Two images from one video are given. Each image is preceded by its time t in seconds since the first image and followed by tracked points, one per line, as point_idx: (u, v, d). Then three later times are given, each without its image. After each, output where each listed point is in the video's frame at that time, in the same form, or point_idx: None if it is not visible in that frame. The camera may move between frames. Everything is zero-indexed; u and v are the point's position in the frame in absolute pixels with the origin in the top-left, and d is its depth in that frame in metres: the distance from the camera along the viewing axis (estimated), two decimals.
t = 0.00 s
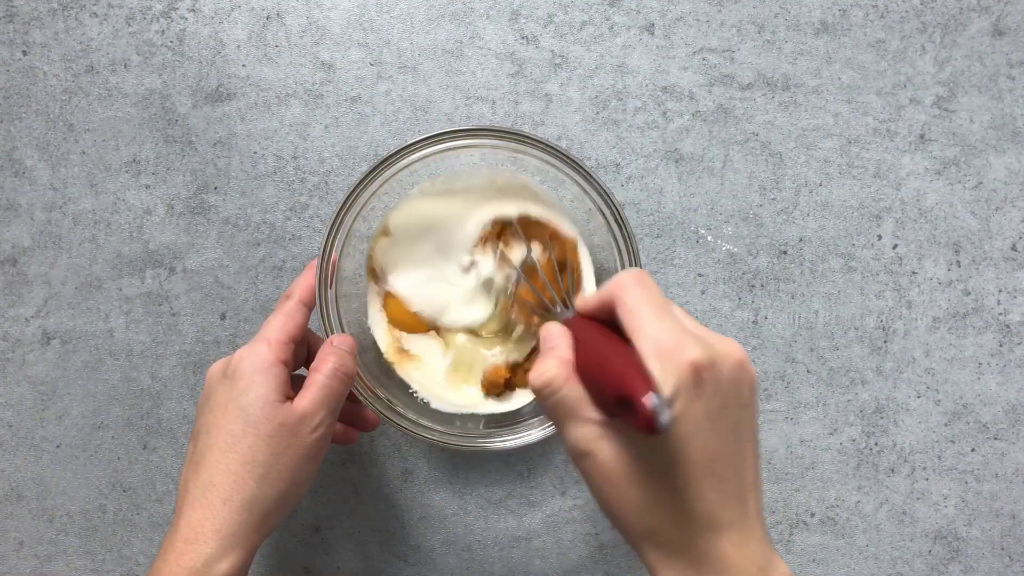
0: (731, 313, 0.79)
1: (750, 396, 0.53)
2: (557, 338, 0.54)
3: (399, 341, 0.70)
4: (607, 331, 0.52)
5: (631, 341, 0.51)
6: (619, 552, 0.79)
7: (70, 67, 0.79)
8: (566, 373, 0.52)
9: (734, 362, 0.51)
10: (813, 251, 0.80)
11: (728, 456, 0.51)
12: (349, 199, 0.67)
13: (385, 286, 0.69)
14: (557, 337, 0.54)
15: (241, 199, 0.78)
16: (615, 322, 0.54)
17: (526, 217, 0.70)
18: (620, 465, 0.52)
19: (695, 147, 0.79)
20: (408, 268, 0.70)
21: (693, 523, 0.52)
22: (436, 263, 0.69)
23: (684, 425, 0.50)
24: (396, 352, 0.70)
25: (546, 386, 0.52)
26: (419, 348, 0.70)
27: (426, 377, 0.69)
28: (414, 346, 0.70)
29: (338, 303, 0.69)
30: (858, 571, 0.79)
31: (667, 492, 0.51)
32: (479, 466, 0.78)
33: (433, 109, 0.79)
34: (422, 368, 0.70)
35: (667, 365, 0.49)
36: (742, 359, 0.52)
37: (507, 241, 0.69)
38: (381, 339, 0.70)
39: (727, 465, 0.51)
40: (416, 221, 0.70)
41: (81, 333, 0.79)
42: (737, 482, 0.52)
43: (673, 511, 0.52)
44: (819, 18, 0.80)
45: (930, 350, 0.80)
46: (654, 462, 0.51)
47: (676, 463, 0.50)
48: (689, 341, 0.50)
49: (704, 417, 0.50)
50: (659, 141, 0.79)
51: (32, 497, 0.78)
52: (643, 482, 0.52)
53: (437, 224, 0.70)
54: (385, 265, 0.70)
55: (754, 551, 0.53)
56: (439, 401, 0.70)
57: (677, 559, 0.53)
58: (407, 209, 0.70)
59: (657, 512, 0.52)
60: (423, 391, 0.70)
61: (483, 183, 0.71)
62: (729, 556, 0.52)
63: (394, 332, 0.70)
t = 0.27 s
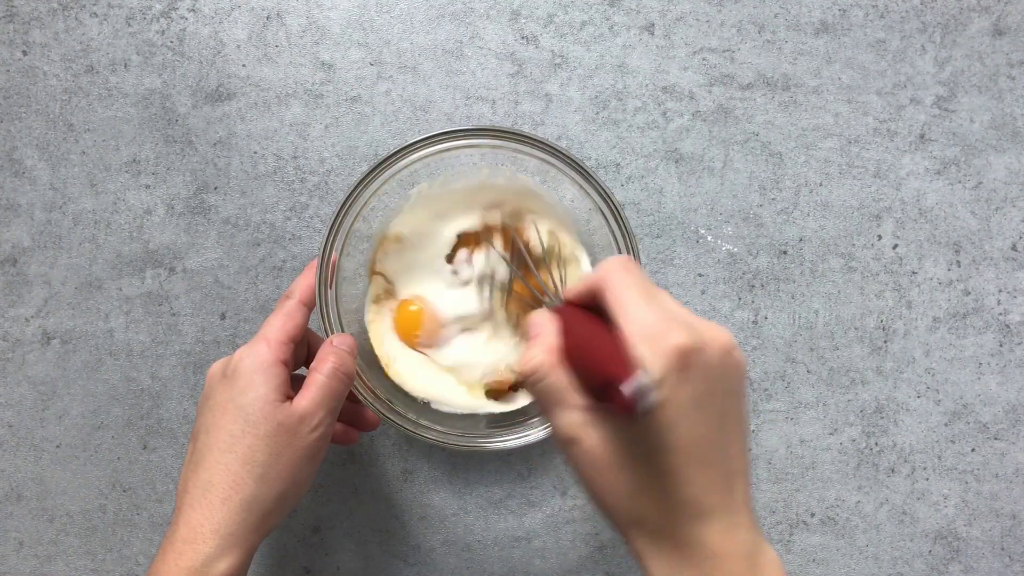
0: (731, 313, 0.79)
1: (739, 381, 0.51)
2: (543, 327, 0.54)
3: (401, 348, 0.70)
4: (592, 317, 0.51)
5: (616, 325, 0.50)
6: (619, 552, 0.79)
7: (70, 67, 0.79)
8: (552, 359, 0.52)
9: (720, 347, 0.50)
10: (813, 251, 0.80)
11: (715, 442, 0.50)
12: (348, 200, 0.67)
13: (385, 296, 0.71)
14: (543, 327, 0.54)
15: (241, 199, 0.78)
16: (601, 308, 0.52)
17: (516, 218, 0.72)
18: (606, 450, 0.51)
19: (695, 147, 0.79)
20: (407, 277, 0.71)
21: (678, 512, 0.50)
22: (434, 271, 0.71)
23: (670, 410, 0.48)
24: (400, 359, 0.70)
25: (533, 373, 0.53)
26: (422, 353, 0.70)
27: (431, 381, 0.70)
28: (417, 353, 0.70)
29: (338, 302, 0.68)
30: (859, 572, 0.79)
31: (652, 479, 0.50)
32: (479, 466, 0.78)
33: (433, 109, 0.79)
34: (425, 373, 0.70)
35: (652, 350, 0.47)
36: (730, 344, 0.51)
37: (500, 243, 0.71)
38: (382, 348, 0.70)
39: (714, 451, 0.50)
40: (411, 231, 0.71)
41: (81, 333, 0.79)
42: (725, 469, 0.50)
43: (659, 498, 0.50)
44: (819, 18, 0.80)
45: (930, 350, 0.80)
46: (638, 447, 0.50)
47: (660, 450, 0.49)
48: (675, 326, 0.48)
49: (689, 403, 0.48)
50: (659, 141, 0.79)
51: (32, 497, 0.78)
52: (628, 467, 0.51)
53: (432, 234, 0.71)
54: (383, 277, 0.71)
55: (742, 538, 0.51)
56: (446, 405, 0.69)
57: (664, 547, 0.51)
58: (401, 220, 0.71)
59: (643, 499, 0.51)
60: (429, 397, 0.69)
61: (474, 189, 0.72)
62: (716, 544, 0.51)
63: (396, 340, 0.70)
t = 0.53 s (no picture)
0: (731, 313, 0.79)
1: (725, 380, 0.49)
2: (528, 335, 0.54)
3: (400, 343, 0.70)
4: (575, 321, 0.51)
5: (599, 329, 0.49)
6: (619, 552, 0.79)
7: (70, 67, 0.79)
8: (538, 369, 0.52)
9: (703, 348, 0.48)
10: (813, 251, 0.80)
11: (700, 444, 0.48)
12: (349, 200, 0.67)
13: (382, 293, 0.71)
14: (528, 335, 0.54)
15: (241, 199, 0.78)
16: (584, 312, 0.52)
17: (511, 216, 0.71)
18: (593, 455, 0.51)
19: (695, 147, 0.79)
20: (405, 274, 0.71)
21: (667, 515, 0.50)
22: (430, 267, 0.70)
23: (653, 414, 0.47)
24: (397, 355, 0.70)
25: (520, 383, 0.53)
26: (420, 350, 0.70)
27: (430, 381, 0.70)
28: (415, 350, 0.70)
29: (337, 303, 0.68)
30: (859, 572, 0.79)
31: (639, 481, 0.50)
32: (479, 466, 0.78)
33: (433, 108, 0.78)
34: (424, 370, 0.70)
35: (633, 355, 0.47)
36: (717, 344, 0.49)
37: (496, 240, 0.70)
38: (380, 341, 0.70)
39: (701, 453, 0.48)
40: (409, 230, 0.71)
41: (80, 333, 0.79)
42: (713, 470, 0.49)
43: (647, 500, 0.50)
44: (820, 18, 0.80)
45: (930, 350, 0.80)
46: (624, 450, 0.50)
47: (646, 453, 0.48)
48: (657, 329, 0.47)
49: (670, 406, 0.47)
50: (659, 141, 0.79)
51: (32, 497, 0.78)
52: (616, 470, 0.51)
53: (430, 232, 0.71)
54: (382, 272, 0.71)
55: (735, 537, 0.50)
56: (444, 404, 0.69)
57: (656, 549, 0.51)
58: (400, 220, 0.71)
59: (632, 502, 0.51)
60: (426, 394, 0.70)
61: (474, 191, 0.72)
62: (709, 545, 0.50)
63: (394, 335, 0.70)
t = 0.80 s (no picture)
0: (731, 313, 0.79)
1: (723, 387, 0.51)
2: (524, 341, 0.53)
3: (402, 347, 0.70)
4: (575, 326, 0.51)
5: (598, 334, 0.50)
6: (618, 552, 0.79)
7: (70, 67, 0.79)
8: (536, 374, 0.52)
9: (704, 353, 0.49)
10: (813, 251, 0.80)
11: (701, 450, 0.49)
12: (349, 199, 0.67)
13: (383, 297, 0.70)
14: (523, 340, 0.53)
15: (241, 198, 0.78)
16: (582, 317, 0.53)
17: (509, 216, 0.71)
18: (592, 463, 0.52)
19: (695, 147, 0.79)
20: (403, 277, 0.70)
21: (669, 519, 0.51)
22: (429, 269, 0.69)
23: (655, 419, 0.48)
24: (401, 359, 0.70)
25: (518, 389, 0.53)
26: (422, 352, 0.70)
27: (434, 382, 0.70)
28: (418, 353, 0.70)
29: (338, 304, 0.68)
30: (859, 572, 0.79)
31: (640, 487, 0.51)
32: (479, 466, 0.78)
33: (433, 108, 0.78)
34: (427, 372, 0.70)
35: (634, 361, 0.48)
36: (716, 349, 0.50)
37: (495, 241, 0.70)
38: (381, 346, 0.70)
39: (702, 460, 0.50)
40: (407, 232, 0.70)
41: (80, 333, 0.79)
42: (713, 476, 0.50)
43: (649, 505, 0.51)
44: (820, 18, 0.80)
45: (930, 350, 0.80)
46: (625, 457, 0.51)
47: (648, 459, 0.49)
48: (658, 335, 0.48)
49: (671, 412, 0.48)
50: (659, 141, 0.79)
51: (32, 497, 0.78)
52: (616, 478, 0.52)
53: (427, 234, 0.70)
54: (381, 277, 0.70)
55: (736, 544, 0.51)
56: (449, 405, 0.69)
57: (657, 556, 0.52)
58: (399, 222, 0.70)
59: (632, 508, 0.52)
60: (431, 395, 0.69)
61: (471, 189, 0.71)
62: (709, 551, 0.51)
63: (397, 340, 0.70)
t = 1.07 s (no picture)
0: (731, 313, 0.79)
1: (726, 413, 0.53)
2: (522, 364, 0.51)
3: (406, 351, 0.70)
4: (575, 351, 0.50)
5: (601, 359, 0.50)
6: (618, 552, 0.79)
7: (70, 67, 0.79)
8: (539, 403, 0.50)
9: (709, 377, 0.52)
10: (813, 250, 0.80)
11: (708, 476, 0.51)
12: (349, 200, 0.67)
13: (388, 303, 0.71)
14: (518, 364, 0.51)
15: (241, 198, 0.78)
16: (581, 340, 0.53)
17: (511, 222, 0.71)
18: (601, 491, 0.51)
19: (695, 147, 0.79)
20: (407, 281, 0.70)
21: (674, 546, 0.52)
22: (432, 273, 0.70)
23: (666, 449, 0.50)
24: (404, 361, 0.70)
25: (519, 420, 0.51)
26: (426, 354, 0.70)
27: (437, 383, 0.70)
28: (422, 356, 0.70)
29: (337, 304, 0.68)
30: (859, 572, 0.79)
31: (650, 516, 0.51)
32: (479, 467, 0.78)
33: (433, 108, 0.78)
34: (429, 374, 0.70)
35: (643, 388, 0.49)
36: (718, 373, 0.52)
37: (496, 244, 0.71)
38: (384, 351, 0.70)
39: (708, 486, 0.52)
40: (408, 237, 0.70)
41: (80, 333, 0.79)
42: (718, 502, 0.52)
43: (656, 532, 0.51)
44: (819, 18, 0.80)
45: (930, 350, 0.80)
46: (636, 485, 0.51)
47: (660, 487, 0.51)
48: (663, 361, 0.50)
49: (683, 438, 0.50)
50: (659, 141, 0.79)
51: (32, 497, 0.78)
52: (625, 507, 0.51)
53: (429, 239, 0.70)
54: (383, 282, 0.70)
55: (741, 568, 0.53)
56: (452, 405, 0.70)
57: None
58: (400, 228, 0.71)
59: (641, 536, 0.52)
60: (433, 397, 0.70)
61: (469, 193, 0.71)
62: None
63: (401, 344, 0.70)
